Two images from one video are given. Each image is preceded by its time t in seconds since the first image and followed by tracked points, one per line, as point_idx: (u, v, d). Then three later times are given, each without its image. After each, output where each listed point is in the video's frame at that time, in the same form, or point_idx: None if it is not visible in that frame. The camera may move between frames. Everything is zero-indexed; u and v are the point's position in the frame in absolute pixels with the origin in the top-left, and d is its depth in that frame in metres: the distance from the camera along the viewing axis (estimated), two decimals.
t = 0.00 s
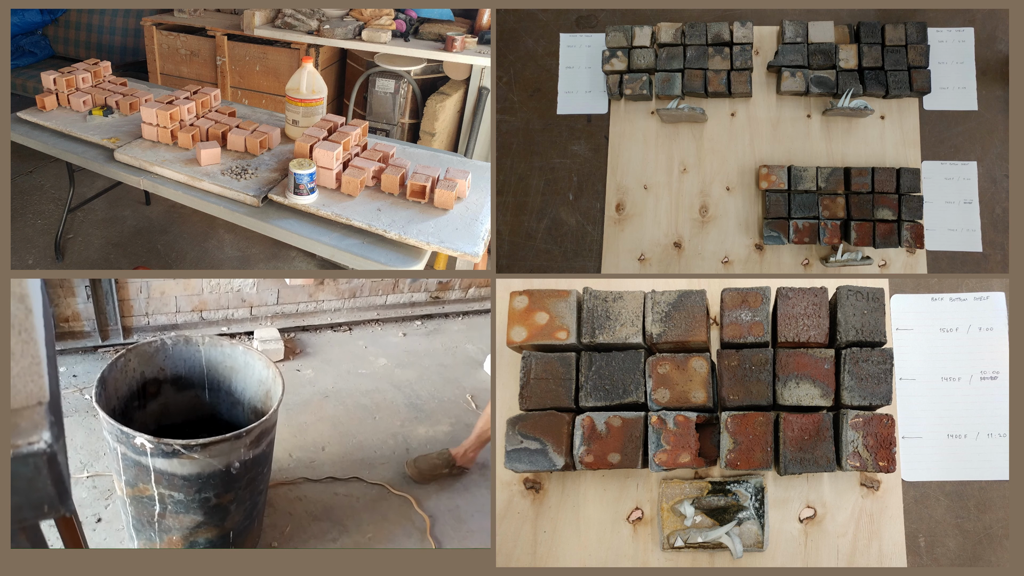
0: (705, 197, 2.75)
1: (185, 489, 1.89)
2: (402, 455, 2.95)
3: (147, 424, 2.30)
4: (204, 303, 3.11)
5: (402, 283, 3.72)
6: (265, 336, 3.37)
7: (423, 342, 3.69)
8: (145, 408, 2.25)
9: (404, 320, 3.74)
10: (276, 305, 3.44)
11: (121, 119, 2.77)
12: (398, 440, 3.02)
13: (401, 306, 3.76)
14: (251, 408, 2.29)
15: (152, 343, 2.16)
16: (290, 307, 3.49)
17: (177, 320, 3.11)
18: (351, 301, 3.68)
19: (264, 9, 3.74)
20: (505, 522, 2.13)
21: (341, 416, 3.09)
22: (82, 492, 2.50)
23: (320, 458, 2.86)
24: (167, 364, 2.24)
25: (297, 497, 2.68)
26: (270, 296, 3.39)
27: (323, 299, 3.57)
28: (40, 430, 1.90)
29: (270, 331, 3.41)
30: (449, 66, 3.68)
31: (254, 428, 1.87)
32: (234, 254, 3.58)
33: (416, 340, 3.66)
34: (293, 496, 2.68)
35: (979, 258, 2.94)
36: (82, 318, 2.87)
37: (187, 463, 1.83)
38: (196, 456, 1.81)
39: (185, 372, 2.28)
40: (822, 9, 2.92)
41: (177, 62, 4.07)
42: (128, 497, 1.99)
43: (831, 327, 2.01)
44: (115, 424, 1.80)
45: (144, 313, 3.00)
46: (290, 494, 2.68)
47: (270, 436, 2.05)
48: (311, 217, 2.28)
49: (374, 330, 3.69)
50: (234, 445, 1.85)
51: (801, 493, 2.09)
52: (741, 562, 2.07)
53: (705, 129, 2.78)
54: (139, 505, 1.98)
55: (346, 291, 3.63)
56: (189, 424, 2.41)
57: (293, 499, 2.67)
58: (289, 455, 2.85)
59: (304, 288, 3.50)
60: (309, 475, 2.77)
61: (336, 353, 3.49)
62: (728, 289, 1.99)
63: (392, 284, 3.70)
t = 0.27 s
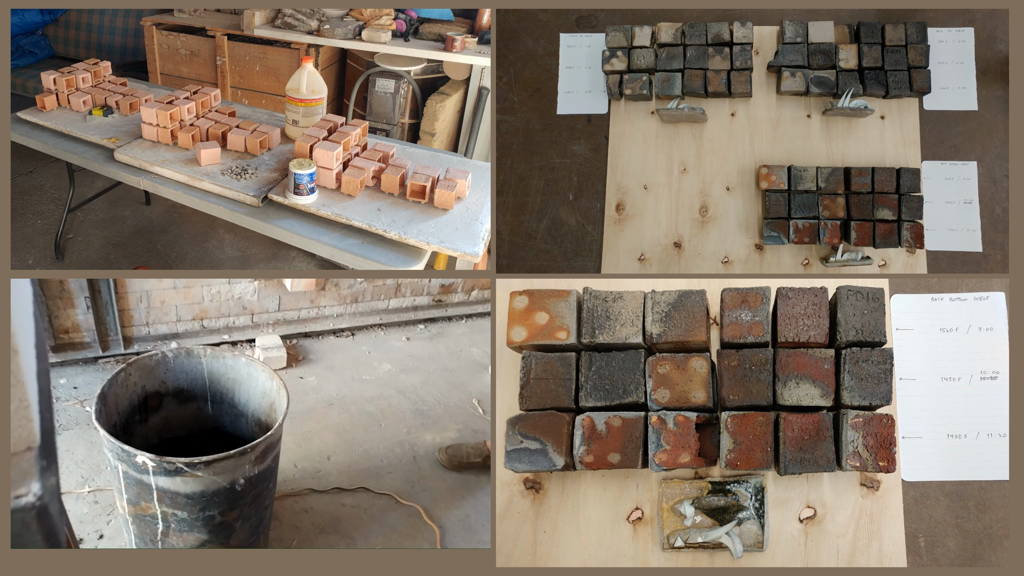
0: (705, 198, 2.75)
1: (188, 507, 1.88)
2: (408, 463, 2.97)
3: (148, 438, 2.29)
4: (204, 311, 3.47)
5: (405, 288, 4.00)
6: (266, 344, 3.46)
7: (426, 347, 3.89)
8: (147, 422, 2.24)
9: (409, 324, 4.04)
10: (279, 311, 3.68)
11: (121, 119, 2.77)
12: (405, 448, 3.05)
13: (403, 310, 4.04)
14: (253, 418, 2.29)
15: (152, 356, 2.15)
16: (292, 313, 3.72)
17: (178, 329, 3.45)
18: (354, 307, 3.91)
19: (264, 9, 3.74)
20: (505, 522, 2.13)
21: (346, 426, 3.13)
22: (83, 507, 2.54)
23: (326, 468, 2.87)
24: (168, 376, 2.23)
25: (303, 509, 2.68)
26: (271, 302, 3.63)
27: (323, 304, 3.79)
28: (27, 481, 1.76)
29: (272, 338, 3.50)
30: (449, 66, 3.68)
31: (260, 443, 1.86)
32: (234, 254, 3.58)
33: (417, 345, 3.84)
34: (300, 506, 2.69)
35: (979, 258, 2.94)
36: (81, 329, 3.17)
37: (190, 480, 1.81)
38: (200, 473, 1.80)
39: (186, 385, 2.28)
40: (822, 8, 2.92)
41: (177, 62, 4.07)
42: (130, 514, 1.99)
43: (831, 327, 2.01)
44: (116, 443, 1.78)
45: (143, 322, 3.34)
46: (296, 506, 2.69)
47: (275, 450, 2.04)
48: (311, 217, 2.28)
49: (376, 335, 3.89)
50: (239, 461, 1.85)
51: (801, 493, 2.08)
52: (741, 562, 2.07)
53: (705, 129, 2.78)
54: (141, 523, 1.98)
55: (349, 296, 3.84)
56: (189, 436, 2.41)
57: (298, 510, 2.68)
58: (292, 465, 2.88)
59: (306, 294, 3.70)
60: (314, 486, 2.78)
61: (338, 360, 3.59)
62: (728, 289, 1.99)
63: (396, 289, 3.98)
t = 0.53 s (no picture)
0: (705, 198, 2.75)
1: (182, 523, 1.88)
2: (409, 466, 2.98)
3: (142, 446, 2.29)
4: (199, 311, 3.54)
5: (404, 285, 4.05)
6: (264, 344, 3.46)
7: (426, 345, 3.90)
8: (139, 430, 2.24)
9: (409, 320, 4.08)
10: (275, 309, 3.75)
11: (121, 119, 2.77)
12: (406, 450, 3.06)
13: (402, 306, 4.10)
14: (249, 426, 2.28)
15: (144, 363, 2.15)
16: (288, 312, 3.80)
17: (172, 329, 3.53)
18: (352, 304, 3.97)
19: (264, 9, 3.74)
20: (505, 522, 2.13)
21: (345, 427, 3.13)
22: (76, 516, 2.55)
23: (325, 472, 2.87)
24: (161, 384, 2.23)
25: (304, 515, 2.67)
26: (268, 300, 3.69)
27: (322, 302, 3.86)
28: None
29: (270, 339, 3.49)
30: (449, 66, 3.68)
31: (255, 457, 1.85)
32: (234, 254, 3.58)
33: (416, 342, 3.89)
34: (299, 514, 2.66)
35: (979, 258, 2.94)
36: (71, 331, 3.24)
37: (184, 496, 1.81)
38: (194, 489, 1.79)
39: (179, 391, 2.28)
40: (822, 8, 2.92)
41: (177, 62, 4.07)
42: (122, 530, 1.99)
43: (831, 327, 2.01)
44: (107, 459, 1.78)
45: (136, 322, 3.42)
46: (296, 512, 2.67)
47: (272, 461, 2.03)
48: (311, 218, 2.28)
49: (376, 332, 3.92)
50: (234, 475, 1.83)
51: (801, 492, 2.08)
52: (742, 562, 2.07)
53: (705, 129, 2.78)
54: (134, 537, 1.98)
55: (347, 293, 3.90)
56: (184, 443, 2.41)
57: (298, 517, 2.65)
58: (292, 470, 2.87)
59: (303, 292, 3.77)
60: (315, 491, 2.77)
61: (337, 359, 3.61)
62: (728, 289, 1.99)
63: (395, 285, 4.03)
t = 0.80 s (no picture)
0: (705, 197, 2.75)
1: (173, 541, 1.83)
2: (416, 475, 2.95)
3: (138, 455, 2.29)
4: (204, 311, 3.47)
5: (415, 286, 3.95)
6: (270, 345, 3.47)
7: (436, 346, 3.87)
8: (135, 440, 2.24)
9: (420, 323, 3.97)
10: (283, 310, 3.67)
11: (121, 119, 2.77)
12: (413, 459, 3.04)
13: (414, 308, 4.00)
14: (245, 435, 2.27)
15: (139, 372, 2.14)
16: (296, 313, 3.71)
17: (177, 330, 3.47)
18: (361, 305, 3.89)
19: (264, 9, 3.74)
20: (505, 522, 2.13)
21: (346, 430, 3.12)
22: (72, 525, 2.54)
23: (329, 481, 2.86)
24: (156, 393, 2.22)
25: (305, 527, 2.69)
26: (275, 301, 3.61)
27: (331, 302, 3.77)
28: None
29: (275, 340, 3.51)
30: (449, 66, 3.68)
31: (248, 476, 1.79)
32: (234, 254, 3.58)
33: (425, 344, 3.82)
34: (300, 524, 2.69)
35: (979, 258, 2.94)
36: (75, 331, 3.22)
37: (173, 515, 1.75)
38: (184, 509, 1.73)
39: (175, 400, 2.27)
40: (822, 8, 2.92)
41: (177, 62, 4.07)
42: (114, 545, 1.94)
43: (831, 327, 2.01)
44: (93, 476, 1.72)
45: (141, 323, 3.36)
46: (298, 523, 2.69)
47: (269, 477, 1.97)
48: (311, 218, 2.28)
49: (386, 335, 3.85)
50: (226, 495, 1.77)
51: (802, 492, 2.08)
52: (742, 562, 2.07)
53: (705, 129, 2.78)
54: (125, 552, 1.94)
55: (354, 294, 3.80)
56: (181, 449, 2.41)
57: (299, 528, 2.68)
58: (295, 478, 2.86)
59: (312, 292, 3.69)
60: (317, 502, 2.77)
61: (344, 362, 3.58)
62: (728, 289, 1.99)
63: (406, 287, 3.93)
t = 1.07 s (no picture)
0: (705, 197, 2.75)
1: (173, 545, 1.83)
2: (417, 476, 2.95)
3: (147, 451, 2.29)
4: (223, 302, 3.55)
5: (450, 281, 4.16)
6: (290, 339, 3.48)
7: (462, 344, 3.89)
8: (144, 436, 2.24)
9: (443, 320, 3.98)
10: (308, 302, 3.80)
11: (121, 119, 2.77)
12: (433, 463, 3.01)
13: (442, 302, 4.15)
14: (256, 434, 2.25)
15: (147, 369, 2.14)
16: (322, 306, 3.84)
17: (196, 321, 3.55)
18: (388, 299, 4.00)
19: (264, 9, 3.74)
20: (505, 522, 2.13)
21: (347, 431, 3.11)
22: (81, 517, 2.54)
23: (344, 483, 2.83)
24: (166, 390, 2.22)
25: (317, 530, 2.64)
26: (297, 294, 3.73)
27: (355, 296, 3.88)
28: None
29: (296, 334, 3.51)
30: (449, 66, 3.68)
31: (251, 484, 1.76)
32: (234, 254, 3.59)
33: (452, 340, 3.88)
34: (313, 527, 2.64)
35: (979, 258, 2.94)
36: (93, 319, 3.31)
37: (173, 521, 1.74)
38: (183, 515, 1.73)
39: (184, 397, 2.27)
40: (822, 8, 2.92)
41: (177, 62, 4.07)
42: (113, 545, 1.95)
43: (831, 327, 2.01)
44: (94, 479, 1.73)
45: (160, 313, 3.47)
46: (309, 526, 2.64)
47: (275, 485, 1.95)
48: (311, 218, 2.28)
49: (409, 330, 3.92)
50: (227, 503, 1.76)
51: (802, 492, 2.08)
52: (742, 562, 2.07)
53: (705, 129, 2.78)
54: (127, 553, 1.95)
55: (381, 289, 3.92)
56: (190, 446, 2.41)
57: (312, 531, 2.63)
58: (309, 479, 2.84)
59: (336, 285, 3.79)
60: (332, 504, 2.73)
61: (367, 358, 3.62)
62: (728, 289, 1.99)
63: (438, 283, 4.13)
